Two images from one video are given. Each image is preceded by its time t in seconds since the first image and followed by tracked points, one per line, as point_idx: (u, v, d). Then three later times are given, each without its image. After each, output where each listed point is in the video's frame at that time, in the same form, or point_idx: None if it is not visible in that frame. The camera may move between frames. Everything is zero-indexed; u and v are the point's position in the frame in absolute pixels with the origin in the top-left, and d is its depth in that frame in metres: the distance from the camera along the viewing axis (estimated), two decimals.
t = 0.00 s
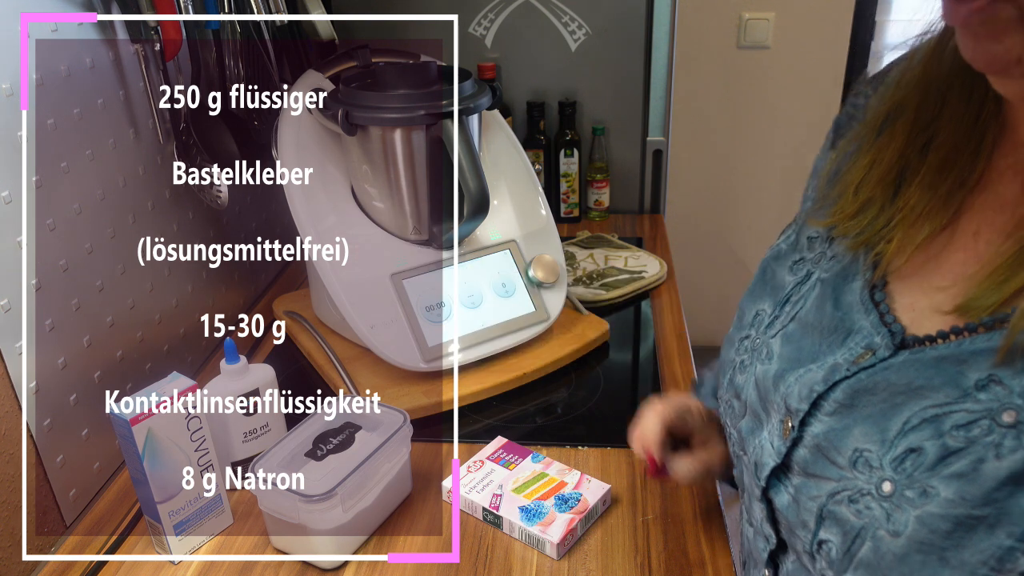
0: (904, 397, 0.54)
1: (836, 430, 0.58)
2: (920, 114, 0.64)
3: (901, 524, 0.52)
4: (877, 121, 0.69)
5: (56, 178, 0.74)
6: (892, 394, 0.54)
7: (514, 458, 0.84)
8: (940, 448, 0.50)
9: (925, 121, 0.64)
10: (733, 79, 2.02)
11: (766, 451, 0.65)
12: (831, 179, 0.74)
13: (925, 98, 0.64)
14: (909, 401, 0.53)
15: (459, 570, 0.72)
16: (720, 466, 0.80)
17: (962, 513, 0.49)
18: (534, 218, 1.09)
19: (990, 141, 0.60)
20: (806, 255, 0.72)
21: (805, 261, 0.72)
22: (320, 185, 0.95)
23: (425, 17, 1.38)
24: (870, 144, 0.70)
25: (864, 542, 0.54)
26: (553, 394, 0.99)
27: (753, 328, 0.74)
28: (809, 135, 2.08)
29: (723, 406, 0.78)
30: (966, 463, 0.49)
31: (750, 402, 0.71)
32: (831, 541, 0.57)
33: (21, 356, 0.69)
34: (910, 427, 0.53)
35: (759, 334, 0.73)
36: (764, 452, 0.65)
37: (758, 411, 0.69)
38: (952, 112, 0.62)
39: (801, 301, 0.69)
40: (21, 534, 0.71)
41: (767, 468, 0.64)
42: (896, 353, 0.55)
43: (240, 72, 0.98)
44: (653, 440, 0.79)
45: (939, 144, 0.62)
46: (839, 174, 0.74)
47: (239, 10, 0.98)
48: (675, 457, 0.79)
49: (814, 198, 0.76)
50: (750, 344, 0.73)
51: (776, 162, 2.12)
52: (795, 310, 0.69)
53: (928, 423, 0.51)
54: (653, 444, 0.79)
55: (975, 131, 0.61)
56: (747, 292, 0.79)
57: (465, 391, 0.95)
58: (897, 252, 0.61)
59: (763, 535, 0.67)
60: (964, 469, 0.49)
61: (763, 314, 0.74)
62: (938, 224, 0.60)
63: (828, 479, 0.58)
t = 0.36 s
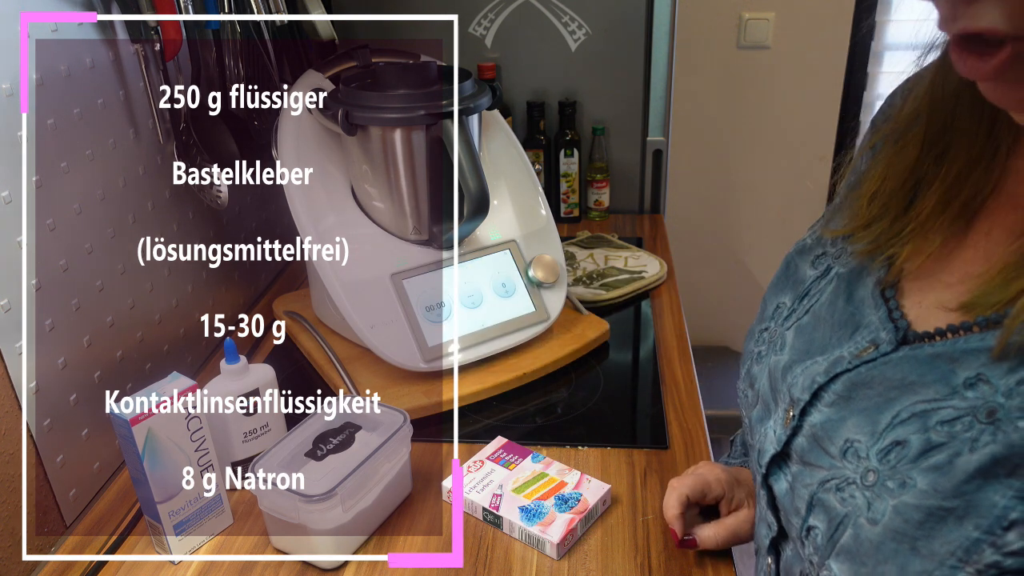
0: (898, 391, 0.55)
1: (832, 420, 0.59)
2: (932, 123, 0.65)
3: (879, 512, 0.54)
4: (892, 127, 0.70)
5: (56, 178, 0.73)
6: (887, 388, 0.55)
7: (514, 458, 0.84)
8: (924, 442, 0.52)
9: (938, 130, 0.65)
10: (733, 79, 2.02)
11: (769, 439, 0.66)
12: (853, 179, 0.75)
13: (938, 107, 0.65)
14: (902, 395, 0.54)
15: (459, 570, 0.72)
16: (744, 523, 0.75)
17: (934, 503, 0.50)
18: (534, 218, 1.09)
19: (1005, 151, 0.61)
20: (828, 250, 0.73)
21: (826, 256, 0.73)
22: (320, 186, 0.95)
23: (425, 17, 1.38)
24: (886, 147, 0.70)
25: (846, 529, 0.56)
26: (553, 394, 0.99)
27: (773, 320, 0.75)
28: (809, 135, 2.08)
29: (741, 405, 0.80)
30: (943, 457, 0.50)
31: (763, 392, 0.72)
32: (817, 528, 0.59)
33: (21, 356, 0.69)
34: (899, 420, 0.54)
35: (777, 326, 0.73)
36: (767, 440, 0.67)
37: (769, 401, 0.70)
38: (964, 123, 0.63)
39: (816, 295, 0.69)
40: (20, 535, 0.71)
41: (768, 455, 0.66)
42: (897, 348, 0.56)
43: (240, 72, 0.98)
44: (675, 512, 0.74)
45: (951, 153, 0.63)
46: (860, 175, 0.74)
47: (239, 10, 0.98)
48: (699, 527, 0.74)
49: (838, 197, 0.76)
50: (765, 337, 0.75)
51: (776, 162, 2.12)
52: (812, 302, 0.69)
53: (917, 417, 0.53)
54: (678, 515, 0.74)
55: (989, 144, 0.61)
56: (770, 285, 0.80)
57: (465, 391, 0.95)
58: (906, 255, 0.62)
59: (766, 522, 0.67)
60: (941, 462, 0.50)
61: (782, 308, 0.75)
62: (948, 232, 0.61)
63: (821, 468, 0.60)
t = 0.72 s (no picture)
0: (925, 411, 0.55)
1: (856, 439, 0.60)
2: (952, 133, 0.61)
3: (906, 536, 0.55)
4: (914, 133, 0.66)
5: (56, 179, 0.73)
6: (914, 407, 0.56)
7: (514, 458, 0.84)
8: (952, 465, 0.53)
9: (959, 142, 0.60)
10: (733, 79, 2.02)
11: (791, 455, 0.67)
12: (876, 186, 0.72)
13: (958, 116, 0.60)
14: (930, 415, 0.55)
15: (459, 570, 0.72)
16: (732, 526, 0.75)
17: (962, 529, 0.51)
18: (534, 219, 1.09)
19: None
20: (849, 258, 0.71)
21: (847, 264, 0.71)
22: (320, 186, 0.95)
23: (425, 17, 1.38)
24: (908, 155, 0.67)
25: (872, 551, 0.57)
26: (553, 394, 0.99)
27: (793, 331, 0.74)
28: (809, 135, 2.08)
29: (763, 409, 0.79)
30: (972, 481, 0.51)
31: (783, 405, 0.72)
32: (841, 548, 0.60)
33: (21, 356, 0.69)
34: (926, 441, 0.55)
35: (797, 338, 0.73)
36: (789, 455, 0.68)
37: (790, 415, 0.70)
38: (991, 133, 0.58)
39: (838, 306, 0.69)
40: (20, 535, 0.71)
41: (790, 472, 0.67)
42: (923, 365, 0.57)
43: (240, 72, 0.98)
44: (674, 517, 0.73)
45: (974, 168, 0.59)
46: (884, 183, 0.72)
47: (240, 10, 0.98)
48: (697, 530, 0.74)
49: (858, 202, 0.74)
50: (786, 348, 0.74)
51: (776, 163, 2.12)
52: (833, 314, 0.69)
53: (945, 439, 0.54)
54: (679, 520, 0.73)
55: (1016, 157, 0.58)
56: (790, 292, 0.79)
57: (465, 391, 0.95)
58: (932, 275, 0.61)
59: (788, 538, 0.69)
60: (969, 487, 0.51)
61: (802, 318, 0.74)
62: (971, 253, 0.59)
63: (844, 487, 0.61)
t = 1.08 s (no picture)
0: (944, 409, 0.55)
1: (873, 437, 0.59)
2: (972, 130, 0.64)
3: (923, 535, 0.53)
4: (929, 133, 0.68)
5: (56, 178, 0.74)
6: (931, 406, 0.55)
7: (514, 458, 0.84)
8: (972, 464, 0.51)
9: (979, 139, 0.64)
10: (733, 79, 2.02)
11: (805, 454, 0.66)
12: (887, 184, 0.72)
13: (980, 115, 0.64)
14: (949, 414, 0.54)
15: (459, 570, 0.72)
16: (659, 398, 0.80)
17: (982, 528, 0.50)
18: (534, 218, 1.09)
19: None
20: (862, 255, 0.71)
21: (859, 261, 0.71)
22: (320, 186, 0.95)
23: (426, 17, 1.38)
24: (924, 153, 0.69)
25: (888, 550, 0.56)
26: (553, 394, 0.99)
27: (804, 331, 0.73)
28: (809, 135, 2.08)
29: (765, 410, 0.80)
30: (992, 481, 0.50)
31: (793, 405, 0.71)
32: (856, 547, 0.59)
33: (21, 356, 0.69)
34: (945, 440, 0.54)
35: (809, 338, 0.72)
36: (803, 455, 0.67)
37: (801, 415, 0.70)
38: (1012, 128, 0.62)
39: (852, 305, 0.68)
40: (20, 535, 0.71)
41: (804, 471, 0.66)
42: (941, 365, 0.57)
43: (240, 72, 0.98)
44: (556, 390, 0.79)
45: (993, 166, 0.62)
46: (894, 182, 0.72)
47: (239, 10, 0.98)
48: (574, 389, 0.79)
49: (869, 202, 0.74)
50: (796, 347, 0.73)
51: (776, 162, 2.12)
52: (846, 314, 0.68)
53: (964, 438, 0.53)
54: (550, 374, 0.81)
55: None
56: (799, 292, 0.78)
57: (464, 391, 0.95)
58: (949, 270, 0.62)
59: (799, 539, 0.68)
60: (989, 486, 0.50)
61: (812, 317, 0.73)
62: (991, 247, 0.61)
63: (860, 486, 0.60)
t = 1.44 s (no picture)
0: (943, 395, 0.56)
1: (872, 426, 0.60)
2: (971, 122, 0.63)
3: (928, 520, 0.54)
4: (929, 124, 0.68)
5: (56, 178, 0.74)
6: (929, 393, 0.56)
7: (514, 458, 0.84)
8: (974, 447, 0.52)
9: (979, 129, 0.63)
10: (733, 79, 2.02)
11: (803, 447, 0.66)
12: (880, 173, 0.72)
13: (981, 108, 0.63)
14: (948, 399, 0.55)
15: (459, 570, 0.72)
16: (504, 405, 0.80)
17: (988, 510, 0.50)
18: (534, 218, 1.09)
19: None
20: (851, 246, 0.71)
21: (848, 253, 0.71)
22: (320, 186, 0.95)
23: (426, 17, 1.38)
24: (920, 145, 0.69)
25: (892, 537, 0.56)
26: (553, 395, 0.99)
27: (795, 326, 0.73)
28: (809, 135, 2.08)
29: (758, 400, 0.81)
30: (996, 463, 0.51)
31: (788, 399, 0.71)
32: (860, 536, 0.59)
33: (21, 356, 0.69)
34: (946, 425, 0.55)
35: (800, 332, 0.72)
36: (800, 448, 0.67)
37: (797, 409, 0.70)
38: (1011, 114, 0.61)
39: (844, 298, 0.68)
40: (20, 535, 0.71)
41: (803, 464, 0.66)
42: (938, 354, 0.58)
43: (239, 72, 0.98)
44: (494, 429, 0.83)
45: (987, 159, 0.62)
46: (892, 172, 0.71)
47: (240, 10, 0.98)
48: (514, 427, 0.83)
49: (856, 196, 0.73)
50: (786, 341, 0.73)
51: (776, 162, 2.12)
52: (838, 308, 0.68)
53: (964, 422, 0.53)
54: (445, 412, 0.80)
55: None
56: (789, 286, 0.77)
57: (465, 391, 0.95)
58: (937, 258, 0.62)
59: (799, 532, 0.69)
60: (993, 468, 0.51)
61: (801, 311, 0.73)
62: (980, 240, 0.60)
63: (861, 475, 0.60)
